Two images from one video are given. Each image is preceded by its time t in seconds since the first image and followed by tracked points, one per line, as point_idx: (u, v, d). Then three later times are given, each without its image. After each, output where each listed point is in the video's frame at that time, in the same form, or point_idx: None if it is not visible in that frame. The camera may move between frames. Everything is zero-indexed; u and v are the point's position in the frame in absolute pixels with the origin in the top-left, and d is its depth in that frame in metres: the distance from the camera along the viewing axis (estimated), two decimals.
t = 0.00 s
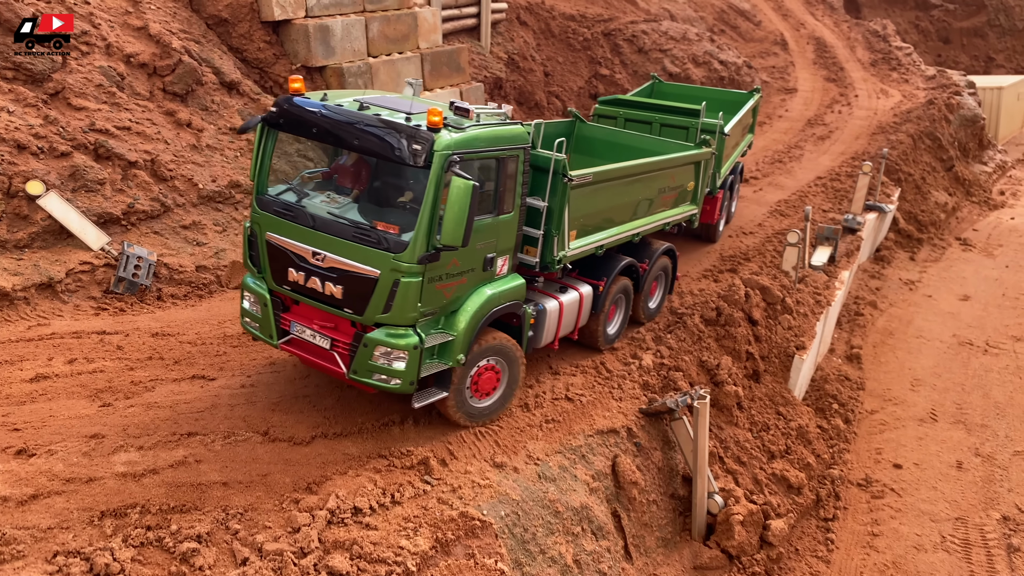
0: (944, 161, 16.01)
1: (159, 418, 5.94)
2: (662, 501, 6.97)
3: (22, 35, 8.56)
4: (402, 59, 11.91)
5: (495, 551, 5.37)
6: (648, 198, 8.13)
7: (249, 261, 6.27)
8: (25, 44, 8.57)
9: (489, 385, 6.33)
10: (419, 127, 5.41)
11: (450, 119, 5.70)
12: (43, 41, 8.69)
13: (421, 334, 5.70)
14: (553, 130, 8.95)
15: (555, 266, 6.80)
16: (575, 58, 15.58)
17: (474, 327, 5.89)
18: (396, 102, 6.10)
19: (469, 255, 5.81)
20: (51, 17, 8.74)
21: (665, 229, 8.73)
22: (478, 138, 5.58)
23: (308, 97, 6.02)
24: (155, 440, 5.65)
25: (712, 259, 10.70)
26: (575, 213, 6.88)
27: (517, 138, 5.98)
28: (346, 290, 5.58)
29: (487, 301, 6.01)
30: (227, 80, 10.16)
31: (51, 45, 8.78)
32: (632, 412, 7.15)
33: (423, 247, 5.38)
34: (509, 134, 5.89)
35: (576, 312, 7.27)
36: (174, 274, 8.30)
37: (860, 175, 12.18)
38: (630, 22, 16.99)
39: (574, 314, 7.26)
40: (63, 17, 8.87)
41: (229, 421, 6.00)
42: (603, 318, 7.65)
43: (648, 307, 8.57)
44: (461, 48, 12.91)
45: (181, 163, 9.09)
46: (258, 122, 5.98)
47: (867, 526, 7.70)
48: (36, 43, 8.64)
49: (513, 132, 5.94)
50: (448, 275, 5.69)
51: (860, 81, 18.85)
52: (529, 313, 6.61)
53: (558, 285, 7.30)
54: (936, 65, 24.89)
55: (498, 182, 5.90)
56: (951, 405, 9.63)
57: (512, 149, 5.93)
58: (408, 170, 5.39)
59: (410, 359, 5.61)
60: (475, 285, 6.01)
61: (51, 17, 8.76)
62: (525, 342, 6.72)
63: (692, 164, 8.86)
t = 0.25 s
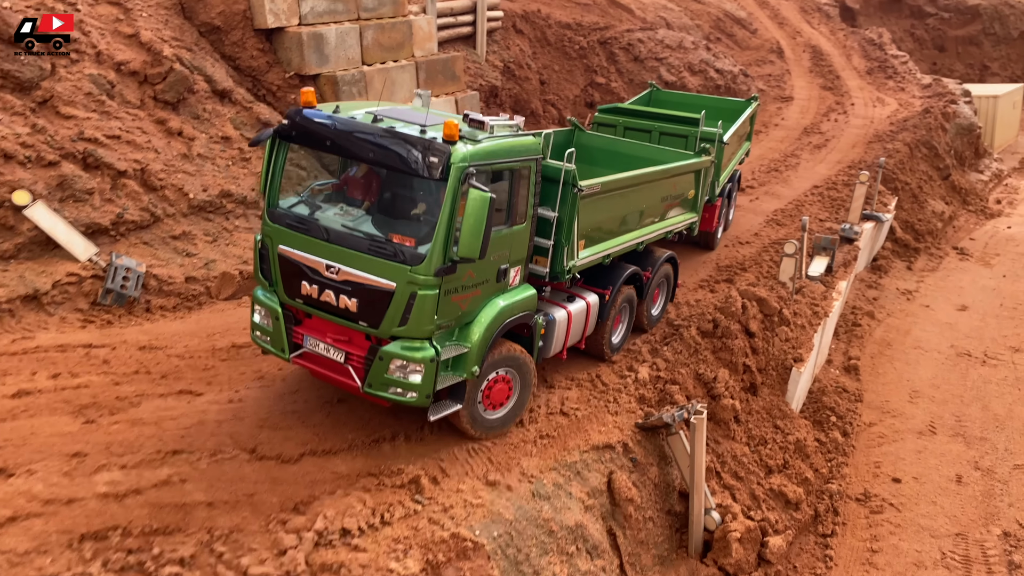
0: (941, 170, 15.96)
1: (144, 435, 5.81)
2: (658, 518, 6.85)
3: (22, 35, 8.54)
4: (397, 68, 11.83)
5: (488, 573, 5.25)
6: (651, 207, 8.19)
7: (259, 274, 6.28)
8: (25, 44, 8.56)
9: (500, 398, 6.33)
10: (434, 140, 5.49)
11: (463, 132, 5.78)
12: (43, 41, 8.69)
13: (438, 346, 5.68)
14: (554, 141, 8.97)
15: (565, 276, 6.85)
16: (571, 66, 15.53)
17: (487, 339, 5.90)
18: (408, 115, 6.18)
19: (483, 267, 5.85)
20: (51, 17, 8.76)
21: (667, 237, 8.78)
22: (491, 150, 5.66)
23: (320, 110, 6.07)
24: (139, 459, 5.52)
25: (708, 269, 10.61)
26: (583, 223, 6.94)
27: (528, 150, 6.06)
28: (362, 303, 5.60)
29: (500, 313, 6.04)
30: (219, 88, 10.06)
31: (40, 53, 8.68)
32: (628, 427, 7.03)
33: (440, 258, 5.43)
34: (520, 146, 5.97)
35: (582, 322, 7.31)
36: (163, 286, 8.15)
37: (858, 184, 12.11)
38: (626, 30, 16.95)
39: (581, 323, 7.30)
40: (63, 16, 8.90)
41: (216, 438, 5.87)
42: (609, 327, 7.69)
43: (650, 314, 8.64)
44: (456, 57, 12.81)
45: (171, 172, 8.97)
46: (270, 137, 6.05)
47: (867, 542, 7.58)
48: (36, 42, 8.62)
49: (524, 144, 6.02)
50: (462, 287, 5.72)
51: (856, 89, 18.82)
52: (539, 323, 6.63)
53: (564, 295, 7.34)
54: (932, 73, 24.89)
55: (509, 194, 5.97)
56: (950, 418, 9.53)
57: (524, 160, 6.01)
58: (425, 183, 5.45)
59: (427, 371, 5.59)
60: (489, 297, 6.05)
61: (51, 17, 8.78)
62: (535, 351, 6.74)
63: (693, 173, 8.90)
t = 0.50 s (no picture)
0: (936, 180, 15.85)
1: (116, 459, 5.61)
2: (649, 541, 6.65)
3: (22, 35, 8.63)
4: (387, 77, 11.68)
5: None
6: (650, 219, 8.09)
7: (258, 291, 6.12)
8: (25, 44, 8.63)
9: (502, 415, 6.25)
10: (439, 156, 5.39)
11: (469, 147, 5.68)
12: (43, 41, 8.76)
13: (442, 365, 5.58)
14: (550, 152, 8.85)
15: (567, 291, 6.76)
16: (564, 75, 15.40)
17: (491, 357, 5.81)
18: (411, 130, 6.11)
19: (488, 284, 5.74)
20: (51, 17, 8.86)
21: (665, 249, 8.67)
22: (497, 166, 5.56)
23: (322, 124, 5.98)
24: (109, 484, 5.32)
25: (702, 281, 10.46)
26: (585, 237, 6.85)
27: (533, 164, 5.97)
28: (364, 321, 5.47)
29: (504, 330, 5.94)
30: (205, 97, 9.88)
31: (20, 62, 8.50)
32: (618, 447, 6.85)
33: (445, 276, 5.32)
34: (526, 161, 5.88)
35: (583, 335, 7.20)
36: (143, 300, 7.97)
37: (853, 195, 11.97)
38: (620, 39, 16.83)
39: (582, 337, 7.19)
40: (63, 17, 9.01)
41: (191, 462, 5.68)
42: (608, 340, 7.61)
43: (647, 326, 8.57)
44: (448, 66, 12.64)
45: (154, 184, 8.77)
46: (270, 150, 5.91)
47: (863, 565, 7.40)
48: (36, 42, 8.69)
49: (529, 159, 5.93)
50: (467, 305, 5.61)
51: (851, 98, 18.73)
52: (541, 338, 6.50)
53: (565, 309, 7.23)
54: (927, 82, 24.84)
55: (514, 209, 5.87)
56: (947, 434, 9.37)
57: (529, 176, 5.92)
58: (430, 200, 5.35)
59: (431, 391, 5.49)
60: (493, 314, 5.94)
61: (51, 17, 8.88)
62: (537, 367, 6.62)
63: (690, 184, 8.80)
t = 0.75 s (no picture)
0: (935, 190, 15.69)
1: (87, 483, 5.37)
2: (645, 565, 6.39)
3: (22, 35, 8.58)
4: (378, 84, 11.47)
5: None
6: (654, 229, 7.90)
7: (257, 306, 5.92)
8: (25, 44, 8.59)
9: (508, 433, 6.09)
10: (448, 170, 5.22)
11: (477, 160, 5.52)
12: (43, 41, 8.72)
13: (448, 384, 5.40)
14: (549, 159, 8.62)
15: (574, 305, 6.58)
16: (560, 83, 15.22)
17: (497, 375, 5.63)
18: (416, 141, 5.94)
19: (495, 300, 5.57)
20: (51, 17, 8.82)
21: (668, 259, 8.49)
22: (506, 180, 5.41)
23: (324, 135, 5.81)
24: (79, 510, 5.07)
25: (699, 293, 10.25)
26: (592, 250, 6.65)
27: (541, 177, 5.81)
28: (369, 339, 5.28)
29: (510, 347, 5.77)
30: (191, 104, 9.66)
31: None
32: (614, 468, 6.56)
33: (454, 293, 5.15)
34: (534, 174, 5.73)
35: (587, 348, 7.04)
36: (123, 313, 7.73)
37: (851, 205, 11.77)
38: (616, 46, 16.68)
39: (586, 350, 7.03)
40: (63, 17, 8.96)
41: (166, 485, 5.43)
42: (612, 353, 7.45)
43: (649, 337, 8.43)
44: (440, 73, 12.45)
45: (136, 193, 8.53)
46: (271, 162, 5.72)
47: None
48: (36, 42, 8.65)
49: (537, 171, 5.78)
50: (474, 322, 5.44)
51: (849, 107, 18.59)
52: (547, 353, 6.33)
53: (568, 322, 7.07)
54: (924, 90, 24.75)
55: (522, 223, 5.71)
56: (950, 451, 9.16)
57: (537, 189, 5.76)
58: (438, 215, 5.18)
59: (438, 412, 5.31)
60: (499, 330, 5.77)
61: (51, 17, 8.84)
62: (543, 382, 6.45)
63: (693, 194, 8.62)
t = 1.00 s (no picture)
0: (933, 197, 15.49)
1: (46, 502, 5.08)
2: None
3: (22, 34, 8.61)
4: (367, 87, 11.22)
5: None
6: (651, 234, 7.73)
7: (248, 315, 5.64)
8: (25, 44, 8.61)
9: (508, 445, 5.90)
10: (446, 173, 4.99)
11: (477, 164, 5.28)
12: (43, 40, 8.69)
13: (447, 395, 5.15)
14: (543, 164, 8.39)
15: (573, 312, 6.38)
16: (554, 87, 15.00)
17: (497, 385, 5.39)
18: (412, 143, 5.70)
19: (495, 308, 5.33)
20: (51, 17, 8.75)
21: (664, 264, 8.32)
22: (507, 184, 5.17)
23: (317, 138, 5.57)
24: (34, 532, 4.78)
25: (694, 301, 9.99)
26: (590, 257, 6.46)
27: (542, 180, 5.58)
28: (365, 350, 5.01)
29: (510, 356, 5.53)
30: (172, 107, 9.40)
31: None
32: (603, 485, 6.30)
33: (454, 301, 4.90)
34: (535, 177, 5.50)
35: (586, 356, 6.83)
36: (96, 322, 7.45)
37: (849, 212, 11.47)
38: (611, 52, 16.48)
39: (585, 357, 6.83)
40: (63, 17, 8.87)
41: (130, 505, 5.15)
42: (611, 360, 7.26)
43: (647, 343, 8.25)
44: (431, 76, 12.22)
45: (113, 197, 8.25)
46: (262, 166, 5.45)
47: None
48: (36, 42, 8.66)
49: (538, 175, 5.54)
50: (474, 331, 5.18)
51: (845, 113, 18.41)
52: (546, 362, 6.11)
53: (566, 328, 6.87)
54: (921, 97, 24.61)
55: (523, 228, 5.47)
56: (950, 464, 8.90)
57: (538, 193, 5.52)
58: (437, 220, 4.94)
59: (436, 425, 5.07)
60: (499, 339, 5.52)
61: (51, 17, 8.77)
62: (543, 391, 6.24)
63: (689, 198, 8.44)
